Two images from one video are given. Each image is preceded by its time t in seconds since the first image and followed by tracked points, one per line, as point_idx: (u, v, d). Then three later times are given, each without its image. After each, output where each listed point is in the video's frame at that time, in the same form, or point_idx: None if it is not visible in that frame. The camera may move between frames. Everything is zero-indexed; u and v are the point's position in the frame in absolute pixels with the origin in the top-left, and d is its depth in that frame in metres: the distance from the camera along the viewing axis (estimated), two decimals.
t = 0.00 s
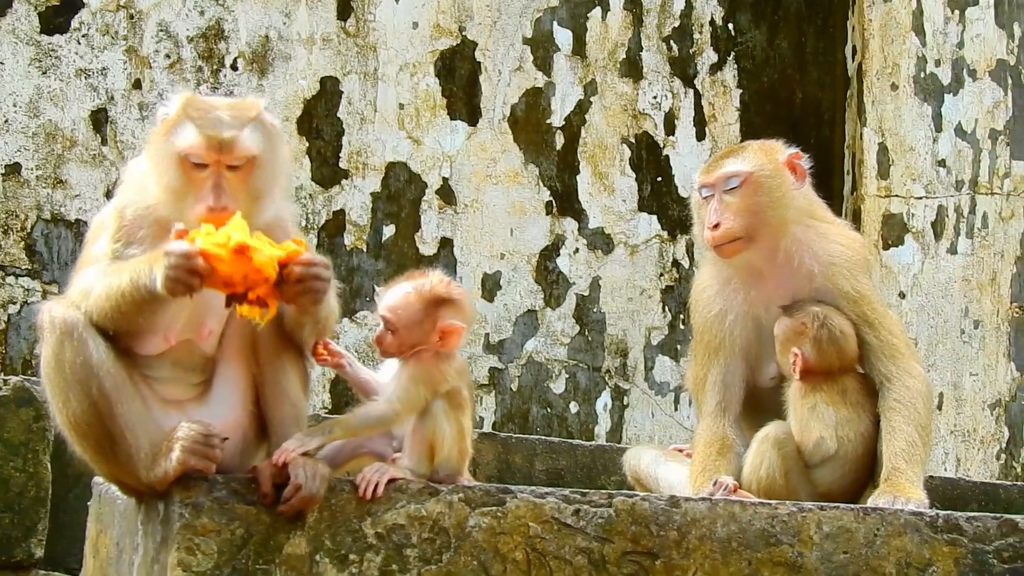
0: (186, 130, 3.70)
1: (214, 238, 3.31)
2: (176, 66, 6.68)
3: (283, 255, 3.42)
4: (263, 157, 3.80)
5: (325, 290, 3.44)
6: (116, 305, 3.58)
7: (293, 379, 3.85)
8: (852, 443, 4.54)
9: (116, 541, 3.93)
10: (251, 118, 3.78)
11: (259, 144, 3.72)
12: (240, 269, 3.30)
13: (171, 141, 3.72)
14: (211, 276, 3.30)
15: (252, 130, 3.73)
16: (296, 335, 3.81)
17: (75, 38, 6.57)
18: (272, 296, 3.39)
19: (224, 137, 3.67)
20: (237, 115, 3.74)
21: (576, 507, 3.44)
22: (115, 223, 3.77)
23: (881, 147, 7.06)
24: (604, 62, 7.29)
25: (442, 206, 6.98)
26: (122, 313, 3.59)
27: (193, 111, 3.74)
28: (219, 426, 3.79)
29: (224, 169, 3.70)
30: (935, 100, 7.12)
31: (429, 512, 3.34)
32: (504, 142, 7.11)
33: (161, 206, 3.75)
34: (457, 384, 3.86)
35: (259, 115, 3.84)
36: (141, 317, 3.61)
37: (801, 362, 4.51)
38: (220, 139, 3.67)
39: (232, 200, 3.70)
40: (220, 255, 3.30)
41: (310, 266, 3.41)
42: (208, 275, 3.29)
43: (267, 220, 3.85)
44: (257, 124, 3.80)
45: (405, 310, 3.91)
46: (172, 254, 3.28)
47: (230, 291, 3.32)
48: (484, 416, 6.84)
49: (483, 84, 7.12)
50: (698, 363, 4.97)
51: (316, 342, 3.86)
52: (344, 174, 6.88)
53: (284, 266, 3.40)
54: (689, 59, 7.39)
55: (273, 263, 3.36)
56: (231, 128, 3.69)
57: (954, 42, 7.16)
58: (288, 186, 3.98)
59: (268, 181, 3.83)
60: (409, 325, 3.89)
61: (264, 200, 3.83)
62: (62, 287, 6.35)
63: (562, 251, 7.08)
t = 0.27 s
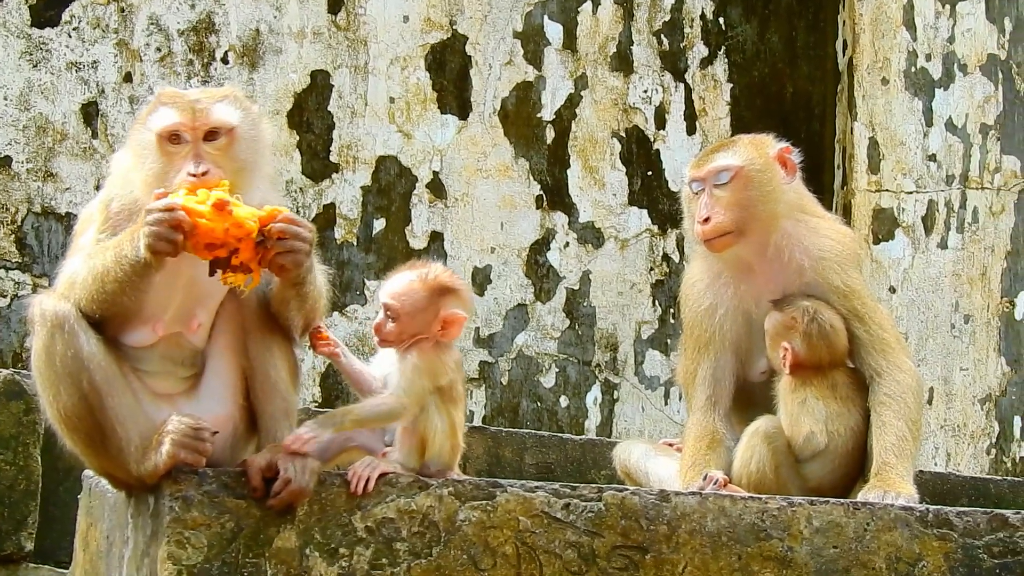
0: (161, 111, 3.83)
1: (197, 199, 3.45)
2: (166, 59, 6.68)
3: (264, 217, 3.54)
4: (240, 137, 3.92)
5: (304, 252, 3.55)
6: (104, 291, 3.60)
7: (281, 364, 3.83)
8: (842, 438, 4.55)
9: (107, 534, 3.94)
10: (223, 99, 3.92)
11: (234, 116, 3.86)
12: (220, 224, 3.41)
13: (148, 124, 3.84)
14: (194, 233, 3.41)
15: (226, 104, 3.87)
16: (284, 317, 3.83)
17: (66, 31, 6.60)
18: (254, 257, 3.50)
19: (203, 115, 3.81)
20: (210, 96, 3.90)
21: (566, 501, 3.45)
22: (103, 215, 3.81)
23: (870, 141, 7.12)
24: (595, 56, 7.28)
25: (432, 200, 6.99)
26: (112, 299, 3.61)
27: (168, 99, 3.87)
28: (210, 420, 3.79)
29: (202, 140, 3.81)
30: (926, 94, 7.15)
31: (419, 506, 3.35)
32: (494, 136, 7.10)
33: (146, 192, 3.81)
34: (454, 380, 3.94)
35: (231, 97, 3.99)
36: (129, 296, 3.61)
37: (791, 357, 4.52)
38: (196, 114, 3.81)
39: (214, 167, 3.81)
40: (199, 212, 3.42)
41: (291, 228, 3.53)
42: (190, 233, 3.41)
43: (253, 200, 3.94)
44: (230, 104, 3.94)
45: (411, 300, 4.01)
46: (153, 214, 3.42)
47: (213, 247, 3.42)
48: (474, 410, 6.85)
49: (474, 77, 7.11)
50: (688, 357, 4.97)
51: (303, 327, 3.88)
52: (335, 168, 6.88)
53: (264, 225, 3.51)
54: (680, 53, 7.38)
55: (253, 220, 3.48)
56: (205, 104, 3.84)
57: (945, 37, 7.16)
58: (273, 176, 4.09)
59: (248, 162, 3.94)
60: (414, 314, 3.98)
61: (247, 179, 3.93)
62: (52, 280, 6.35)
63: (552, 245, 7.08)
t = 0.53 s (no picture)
0: (151, 112, 3.84)
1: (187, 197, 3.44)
2: (162, 55, 6.68)
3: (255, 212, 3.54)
4: (232, 135, 3.92)
5: (297, 250, 3.56)
6: (97, 286, 3.60)
7: (276, 358, 3.83)
8: (837, 434, 4.56)
9: (101, 529, 3.93)
10: (213, 97, 3.92)
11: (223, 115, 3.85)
12: (214, 222, 3.41)
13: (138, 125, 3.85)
14: (187, 232, 3.40)
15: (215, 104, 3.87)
16: (279, 314, 3.83)
17: (62, 26, 6.59)
18: (247, 255, 3.50)
19: (193, 116, 3.81)
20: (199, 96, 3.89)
21: (560, 497, 3.45)
22: (97, 211, 3.83)
23: (866, 138, 7.05)
24: (590, 52, 7.28)
25: (427, 196, 6.98)
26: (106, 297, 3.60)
27: (159, 97, 3.87)
28: (205, 415, 3.79)
29: (193, 142, 3.82)
30: (921, 91, 7.13)
31: (414, 501, 3.35)
32: (490, 132, 7.10)
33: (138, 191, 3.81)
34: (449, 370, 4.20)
35: (222, 95, 3.98)
36: (123, 295, 3.61)
37: (786, 353, 4.52)
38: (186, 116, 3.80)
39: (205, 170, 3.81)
40: (193, 210, 3.41)
41: (282, 224, 3.53)
42: (183, 232, 3.41)
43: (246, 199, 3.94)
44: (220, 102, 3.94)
45: (408, 291, 4.26)
46: (145, 215, 3.41)
47: (206, 246, 3.42)
48: (468, 405, 6.84)
49: (469, 73, 7.11)
50: (683, 352, 4.96)
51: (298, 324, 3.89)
52: (330, 163, 6.87)
53: (257, 222, 3.51)
54: (675, 49, 7.38)
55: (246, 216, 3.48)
56: (194, 104, 3.84)
57: (940, 33, 7.17)
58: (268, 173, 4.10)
59: (241, 160, 3.94)
60: (412, 305, 4.24)
61: (240, 177, 3.93)
62: (47, 274, 6.35)
63: (547, 240, 7.08)
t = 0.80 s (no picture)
0: (146, 111, 3.84)
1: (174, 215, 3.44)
2: (159, 52, 6.68)
3: (247, 223, 3.52)
4: (227, 134, 3.90)
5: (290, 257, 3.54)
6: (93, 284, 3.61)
7: (273, 357, 3.83)
8: (834, 431, 4.56)
9: (98, 525, 3.94)
10: (207, 96, 3.92)
11: (216, 112, 3.85)
12: (202, 243, 3.41)
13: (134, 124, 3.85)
14: (174, 251, 3.42)
15: (209, 102, 3.87)
16: (276, 314, 3.79)
17: (59, 23, 6.59)
18: (239, 266, 3.49)
19: (186, 115, 3.81)
20: (193, 94, 3.90)
21: (557, 494, 3.45)
22: (94, 211, 3.83)
23: (864, 135, 7.05)
24: (587, 49, 7.28)
25: (425, 193, 6.98)
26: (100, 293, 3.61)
27: (153, 96, 3.87)
28: (202, 413, 3.78)
29: (186, 140, 3.81)
30: (918, 89, 7.12)
31: (411, 498, 3.36)
32: (487, 129, 7.10)
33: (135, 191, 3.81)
34: (446, 370, 4.24)
35: (218, 94, 3.98)
36: (118, 295, 3.62)
37: (782, 351, 4.52)
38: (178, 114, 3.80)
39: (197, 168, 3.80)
40: (181, 231, 3.41)
41: (273, 235, 3.51)
42: (170, 251, 3.42)
43: (241, 200, 3.92)
44: (216, 101, 3.94)
45: (411, 289, 4.30)
46: (133, 234, 3.42)
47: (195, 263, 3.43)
48: (465, 403, 6.84)
49: (466, 70, 7.11)
50: (681, 350, 4.96)
51: (296, 325, 3.83)
52: (327, 161, 6.87)
53: (247, 233, 3.50)
54: (672, 47, 7.38)
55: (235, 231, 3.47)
56: (187, 102, 3.84)
57: (937, 31, 7.17)
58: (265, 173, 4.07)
59: (236, 159, 3.91)
60: (413, 303, 4.27)
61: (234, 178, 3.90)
62: (44, 271, 6.35)
63: (544, 238, 7.08)
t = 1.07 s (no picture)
0: (140, 106, 3.85)
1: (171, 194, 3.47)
2: (157, 51, 6.68)
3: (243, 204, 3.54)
4: (221, 130, 3.91)
5: (287, 239, 3.55)
6: (90, 282, 3.61)
7: (271, 354, 3.83)
8: (832, 430, 4.56)
9: (97, 525, 3.93)
10: (201, 91, 3.93)
11: (209, 108, 3.86)
12: (199, 217, 3.42)
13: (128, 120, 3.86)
14: (172, 229, 3.42)
15: (202, 97, 3.87)
16: (274, 307, 3.80)
17: (57, 22, 6.59)
18: (237, 246, 3.50)
19: (181, 110, 3.81)
20: (187, 89, 3.91)
21: (556, 493, 3.46)
22: (90, 209, 3.82)
23: (862, 134, 7.05)
24: (585, 48, 7.28)
25: (423, 192, 6.98)
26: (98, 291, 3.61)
27: (149, 94, 3.88)
28: (201, 412, 3.78)
29: (179, 135, 3.81)
30: (916, 87, 7.13)
31: (409, 497, 3.36)
32: (485, 128, 7.11)
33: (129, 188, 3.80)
34: (443, 369, 4.25)
35: (213, 89, 3.99)
36: (115, 291, 3.62)
37: (781, 349, 4.52)
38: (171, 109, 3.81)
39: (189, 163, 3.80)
40: (179, 207, 3.43)
41: (271, 212, 3.53)
42: (168, 227, 3.43)
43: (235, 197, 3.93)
44: (210, 96, 3.95)
45: (407, 288, 4.30)
46: (131, 213, 3.43)
47: (193, 241, 3.44)
48: (464, 401, 6.84)
49: (465, 69, 7.11)
50: (679, 349, 4.96)
51: (293, 318, 3.84)
52: (325, 159, 6.87)
53: (244, 213, 3.52)
54: (670, 45, 7.38)
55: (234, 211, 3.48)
56: (181, 97, 3.85)
57: (936, 29, 7.17)
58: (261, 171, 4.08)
59: (229, 156, 3.92)
60: (410, 304, 4.28)
61: (228, 175, 3.92)
62: (43, 270, 6.35)
63: (542, 237, 7.07)
